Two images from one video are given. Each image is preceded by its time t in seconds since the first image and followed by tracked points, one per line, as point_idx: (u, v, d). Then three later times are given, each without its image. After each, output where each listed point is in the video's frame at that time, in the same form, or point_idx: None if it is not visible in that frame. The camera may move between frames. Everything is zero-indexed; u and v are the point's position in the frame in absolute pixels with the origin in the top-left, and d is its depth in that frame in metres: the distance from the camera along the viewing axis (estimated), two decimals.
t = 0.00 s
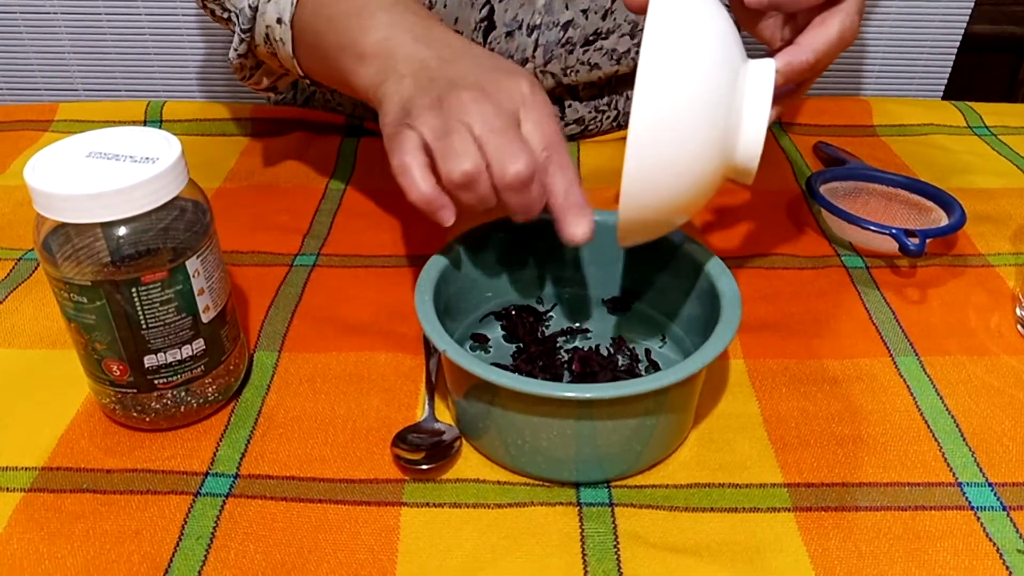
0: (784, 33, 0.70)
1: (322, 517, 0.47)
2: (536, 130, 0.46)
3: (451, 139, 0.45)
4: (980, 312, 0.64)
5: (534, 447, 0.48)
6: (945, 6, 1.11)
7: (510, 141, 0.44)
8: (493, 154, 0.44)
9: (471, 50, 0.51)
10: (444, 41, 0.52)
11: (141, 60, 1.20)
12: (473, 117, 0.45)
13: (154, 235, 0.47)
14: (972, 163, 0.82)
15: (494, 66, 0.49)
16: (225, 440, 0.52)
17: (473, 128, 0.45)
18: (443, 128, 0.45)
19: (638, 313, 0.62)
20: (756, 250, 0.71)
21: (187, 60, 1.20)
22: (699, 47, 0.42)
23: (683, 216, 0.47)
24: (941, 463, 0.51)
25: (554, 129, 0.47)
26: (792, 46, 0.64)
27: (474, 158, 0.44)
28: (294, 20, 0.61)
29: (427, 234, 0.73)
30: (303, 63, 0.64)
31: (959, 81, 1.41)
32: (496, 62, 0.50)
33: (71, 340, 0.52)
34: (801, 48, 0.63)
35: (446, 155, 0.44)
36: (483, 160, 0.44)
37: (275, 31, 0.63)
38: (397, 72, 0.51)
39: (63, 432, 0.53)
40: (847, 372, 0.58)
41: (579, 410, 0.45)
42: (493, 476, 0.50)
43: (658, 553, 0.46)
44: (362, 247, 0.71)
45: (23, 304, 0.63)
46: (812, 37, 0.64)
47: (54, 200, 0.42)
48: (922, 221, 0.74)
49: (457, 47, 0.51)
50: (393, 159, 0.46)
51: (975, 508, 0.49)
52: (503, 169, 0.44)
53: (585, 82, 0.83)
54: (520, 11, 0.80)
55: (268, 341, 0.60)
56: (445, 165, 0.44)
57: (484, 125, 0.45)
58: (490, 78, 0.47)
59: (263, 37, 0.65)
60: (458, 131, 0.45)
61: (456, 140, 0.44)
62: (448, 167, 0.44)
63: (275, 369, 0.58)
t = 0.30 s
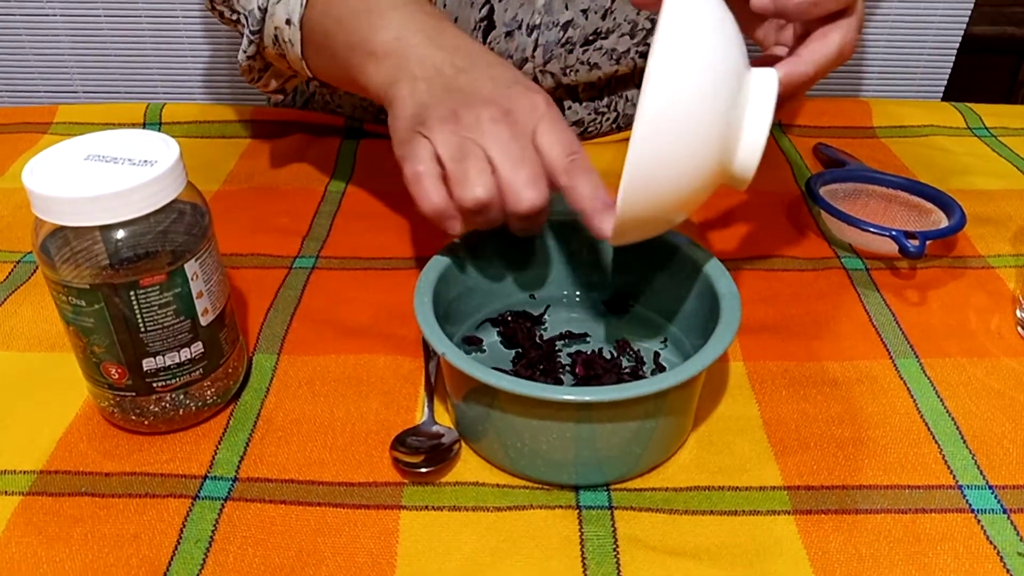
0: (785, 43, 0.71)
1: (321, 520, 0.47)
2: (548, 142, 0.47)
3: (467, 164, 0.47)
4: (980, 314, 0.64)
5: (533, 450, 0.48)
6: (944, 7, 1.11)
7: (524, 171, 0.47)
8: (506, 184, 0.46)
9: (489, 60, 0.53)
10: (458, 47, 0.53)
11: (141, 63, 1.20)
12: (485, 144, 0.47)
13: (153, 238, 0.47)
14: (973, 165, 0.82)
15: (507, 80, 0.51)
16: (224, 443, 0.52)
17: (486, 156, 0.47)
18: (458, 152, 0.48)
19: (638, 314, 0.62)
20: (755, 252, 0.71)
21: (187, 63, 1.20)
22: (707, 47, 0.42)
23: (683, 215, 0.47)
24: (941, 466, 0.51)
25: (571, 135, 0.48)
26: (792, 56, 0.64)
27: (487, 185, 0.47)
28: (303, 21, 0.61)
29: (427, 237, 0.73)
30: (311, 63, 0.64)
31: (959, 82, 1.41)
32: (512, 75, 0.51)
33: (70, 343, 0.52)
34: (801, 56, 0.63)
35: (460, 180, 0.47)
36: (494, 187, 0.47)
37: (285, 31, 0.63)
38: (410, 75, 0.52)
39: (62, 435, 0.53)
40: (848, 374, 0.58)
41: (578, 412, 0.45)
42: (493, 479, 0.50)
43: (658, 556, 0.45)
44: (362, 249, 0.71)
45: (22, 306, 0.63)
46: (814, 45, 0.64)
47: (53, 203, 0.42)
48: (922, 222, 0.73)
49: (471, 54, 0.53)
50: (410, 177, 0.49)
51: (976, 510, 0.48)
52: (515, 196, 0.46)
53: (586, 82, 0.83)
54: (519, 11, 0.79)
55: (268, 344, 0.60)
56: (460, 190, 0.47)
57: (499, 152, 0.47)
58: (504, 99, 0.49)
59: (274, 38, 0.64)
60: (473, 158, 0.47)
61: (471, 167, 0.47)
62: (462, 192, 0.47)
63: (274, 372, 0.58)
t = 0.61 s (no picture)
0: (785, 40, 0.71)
1: (320, 518, 0.47)
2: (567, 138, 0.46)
3: (484, 143, 0.46)
4: (980, 312, 0.64)
5: (533, 447, 0.48)
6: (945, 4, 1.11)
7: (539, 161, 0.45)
8: (522, 171, 0.45)
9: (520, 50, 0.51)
10: (490, 34, 0.52)
11: (141, 61, 1.20)
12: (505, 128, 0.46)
13: (151, 235, 0.46)
14: (973, 162, 0.82)
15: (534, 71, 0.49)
16: (222, 441, 0.52)
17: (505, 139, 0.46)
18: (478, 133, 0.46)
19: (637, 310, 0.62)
20: (755, 250, 0.71)
21: (186, 60, 1.20)
22: (714, 45, 0.42)
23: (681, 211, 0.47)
24: (941, 463, 0.51)
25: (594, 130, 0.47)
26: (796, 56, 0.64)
27: (502, 167, 0.45)
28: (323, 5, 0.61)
29: (426, 234, 0.72)
30: (330, 49, 0.64)
31: (960, 79, 1.41)
32: (541, 66, 0.50)
33: (67, 341, 0.52)
34: (804, 58, 0.64)
35: (474, 160, 0.45)
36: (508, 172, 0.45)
37: (303, 17, 0.62)
38: (437, 55, 0.52)
39: (60, 434, 0.53)
40: (848, 371, 0.58)
41: (578, 410, 0.45)
42: (492, 477, 0.50)
43: (657, 554, 0.45)
44: (361, 247, 0.71)
45: (19, 304, 0.63)
46: (818, 45, 0.65)
47: (50, 200, 0.42)
48: (922, 219, 0.73)
49: (500, 39, 0.52)
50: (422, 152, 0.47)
51: (975, 508, 0.48)
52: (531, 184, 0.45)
53: (586, 76, 0.83)
54: (522, 4, 0.79)
55: (266, 341, 0.60)
56: (473, 169, 0.45)
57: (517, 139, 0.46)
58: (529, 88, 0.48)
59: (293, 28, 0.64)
60: (491, 139, 0.46)
61: (488, 147, 0.45)
62: (475, 171, 0.45)
63: (273, 369, 0.58)
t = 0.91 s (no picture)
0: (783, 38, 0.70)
1: (317, 516, 0.47)
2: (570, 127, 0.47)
3: (488, 124, 0.45)
4: (979, 309, 0.64)
5: (531, 445, 0.48)
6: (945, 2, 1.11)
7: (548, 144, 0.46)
8: (528, 153, 0.45)
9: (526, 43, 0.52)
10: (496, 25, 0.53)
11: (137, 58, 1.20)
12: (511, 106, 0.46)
13: (148, 232, 0.46)
14: (972, 159, 0.81)
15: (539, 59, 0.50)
16: (219, 438, 0.52)
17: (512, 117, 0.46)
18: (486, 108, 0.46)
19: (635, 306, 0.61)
20: (753, 248, 0.70)
21: (183, 58, 1.20)
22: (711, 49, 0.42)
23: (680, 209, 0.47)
24: (940, 461, 0.51)
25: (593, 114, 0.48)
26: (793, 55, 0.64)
27: (508, 148, 0.45)
28: None
29: (424, 232, 0.72)
30: (331, 39, 0.63)
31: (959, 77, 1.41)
32: (540, 53, 0.51)
33: (64, 338, 0.51)
34: (798, 58, 0.64)
35: (483, 138, 0.45)
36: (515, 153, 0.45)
37: (303, 6, 0.62)
38: (437, 39, 0.51)
39: (56, 431, 0.52)
40: (846, 369, 0.58)
41: (577, 407, 0.45)
42: (490, 475, 0.50)
43: (656, 552, 0.45)
44: (359, 244, 0.71)
45: (16, 301, 0.63)
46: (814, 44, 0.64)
47: (46, 197, 0.42)
48: (921, 217, 0.73)
49: (499, 26, 0.52)
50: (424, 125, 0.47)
51: (974, 505, 0.48)
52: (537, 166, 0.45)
53: (583, 73, 0.83)
54: None
55: (264, 339, 0.60)
56: (478, 149, 0.45)
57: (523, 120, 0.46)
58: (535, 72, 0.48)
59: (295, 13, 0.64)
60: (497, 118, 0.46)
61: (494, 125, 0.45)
62: (480, 152, 0.45)
63: (270, 367, 0.57)
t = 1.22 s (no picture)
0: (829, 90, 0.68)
1: (314, 521, 0.47)
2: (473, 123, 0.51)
3: (359, 129, 0.50)
4: (975, 313, 0.64)
5: (528, 450, 0.48)
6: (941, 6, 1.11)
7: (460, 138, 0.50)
8: (403, 144, 0.50)
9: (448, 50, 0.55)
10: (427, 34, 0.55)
11: (135, 62, 1.22)
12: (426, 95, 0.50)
13: (144, 237, 0.46)
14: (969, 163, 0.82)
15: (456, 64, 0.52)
16: (216, 444, 0.52)
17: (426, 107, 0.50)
18: (403, 94, 0.50)
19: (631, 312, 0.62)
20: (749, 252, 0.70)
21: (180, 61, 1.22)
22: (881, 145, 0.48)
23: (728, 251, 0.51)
24: (937, 465, 0.51)
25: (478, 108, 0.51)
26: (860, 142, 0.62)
27: (381, 149, 0.50)
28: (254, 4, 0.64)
29: (422, 236, 0.72)
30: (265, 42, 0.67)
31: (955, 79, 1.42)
32: (444, 49, 0.52)
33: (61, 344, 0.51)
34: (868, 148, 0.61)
35: (403, 128, 0.50)
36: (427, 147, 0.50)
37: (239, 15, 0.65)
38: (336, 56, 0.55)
39: (53, 436, 0.52)
40: (843, 373, 0.58)
41: (573, 412, 0.45)
42: (487, 480, 0.50)
43: (653, 557, 0.45)
44: (356, 249, 0.71)
45: (12, 306, 0.63)
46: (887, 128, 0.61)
47: (42, 202, 0.42)
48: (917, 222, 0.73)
49: (396, 30, 0.54)
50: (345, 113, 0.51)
51: (971, 509, 0.48)
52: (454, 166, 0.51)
53: (580, 79, 0.83)
54: (515, 7, 0.79)
55: (261, 343, 0.60)
56: (353, 151, 0.50)
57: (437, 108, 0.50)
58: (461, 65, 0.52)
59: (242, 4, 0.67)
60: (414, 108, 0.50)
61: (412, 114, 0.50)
62: (356, 154, 0.50)
63: (267, 371, 0.57)
